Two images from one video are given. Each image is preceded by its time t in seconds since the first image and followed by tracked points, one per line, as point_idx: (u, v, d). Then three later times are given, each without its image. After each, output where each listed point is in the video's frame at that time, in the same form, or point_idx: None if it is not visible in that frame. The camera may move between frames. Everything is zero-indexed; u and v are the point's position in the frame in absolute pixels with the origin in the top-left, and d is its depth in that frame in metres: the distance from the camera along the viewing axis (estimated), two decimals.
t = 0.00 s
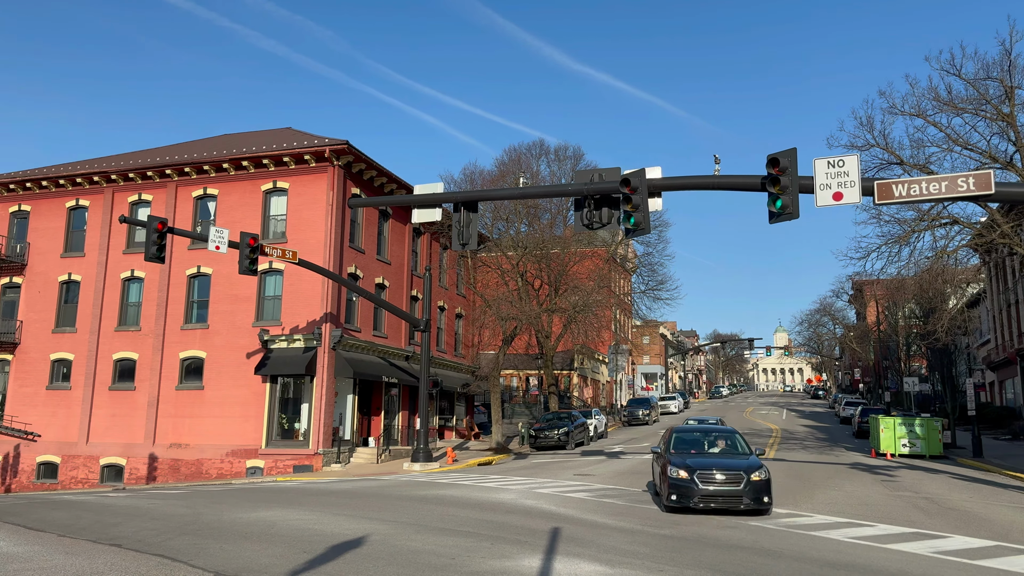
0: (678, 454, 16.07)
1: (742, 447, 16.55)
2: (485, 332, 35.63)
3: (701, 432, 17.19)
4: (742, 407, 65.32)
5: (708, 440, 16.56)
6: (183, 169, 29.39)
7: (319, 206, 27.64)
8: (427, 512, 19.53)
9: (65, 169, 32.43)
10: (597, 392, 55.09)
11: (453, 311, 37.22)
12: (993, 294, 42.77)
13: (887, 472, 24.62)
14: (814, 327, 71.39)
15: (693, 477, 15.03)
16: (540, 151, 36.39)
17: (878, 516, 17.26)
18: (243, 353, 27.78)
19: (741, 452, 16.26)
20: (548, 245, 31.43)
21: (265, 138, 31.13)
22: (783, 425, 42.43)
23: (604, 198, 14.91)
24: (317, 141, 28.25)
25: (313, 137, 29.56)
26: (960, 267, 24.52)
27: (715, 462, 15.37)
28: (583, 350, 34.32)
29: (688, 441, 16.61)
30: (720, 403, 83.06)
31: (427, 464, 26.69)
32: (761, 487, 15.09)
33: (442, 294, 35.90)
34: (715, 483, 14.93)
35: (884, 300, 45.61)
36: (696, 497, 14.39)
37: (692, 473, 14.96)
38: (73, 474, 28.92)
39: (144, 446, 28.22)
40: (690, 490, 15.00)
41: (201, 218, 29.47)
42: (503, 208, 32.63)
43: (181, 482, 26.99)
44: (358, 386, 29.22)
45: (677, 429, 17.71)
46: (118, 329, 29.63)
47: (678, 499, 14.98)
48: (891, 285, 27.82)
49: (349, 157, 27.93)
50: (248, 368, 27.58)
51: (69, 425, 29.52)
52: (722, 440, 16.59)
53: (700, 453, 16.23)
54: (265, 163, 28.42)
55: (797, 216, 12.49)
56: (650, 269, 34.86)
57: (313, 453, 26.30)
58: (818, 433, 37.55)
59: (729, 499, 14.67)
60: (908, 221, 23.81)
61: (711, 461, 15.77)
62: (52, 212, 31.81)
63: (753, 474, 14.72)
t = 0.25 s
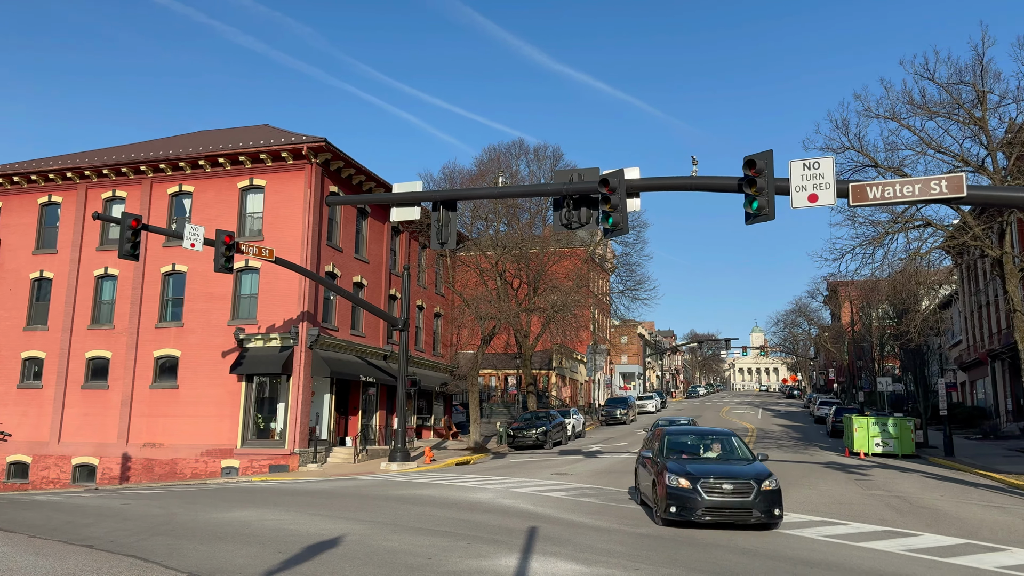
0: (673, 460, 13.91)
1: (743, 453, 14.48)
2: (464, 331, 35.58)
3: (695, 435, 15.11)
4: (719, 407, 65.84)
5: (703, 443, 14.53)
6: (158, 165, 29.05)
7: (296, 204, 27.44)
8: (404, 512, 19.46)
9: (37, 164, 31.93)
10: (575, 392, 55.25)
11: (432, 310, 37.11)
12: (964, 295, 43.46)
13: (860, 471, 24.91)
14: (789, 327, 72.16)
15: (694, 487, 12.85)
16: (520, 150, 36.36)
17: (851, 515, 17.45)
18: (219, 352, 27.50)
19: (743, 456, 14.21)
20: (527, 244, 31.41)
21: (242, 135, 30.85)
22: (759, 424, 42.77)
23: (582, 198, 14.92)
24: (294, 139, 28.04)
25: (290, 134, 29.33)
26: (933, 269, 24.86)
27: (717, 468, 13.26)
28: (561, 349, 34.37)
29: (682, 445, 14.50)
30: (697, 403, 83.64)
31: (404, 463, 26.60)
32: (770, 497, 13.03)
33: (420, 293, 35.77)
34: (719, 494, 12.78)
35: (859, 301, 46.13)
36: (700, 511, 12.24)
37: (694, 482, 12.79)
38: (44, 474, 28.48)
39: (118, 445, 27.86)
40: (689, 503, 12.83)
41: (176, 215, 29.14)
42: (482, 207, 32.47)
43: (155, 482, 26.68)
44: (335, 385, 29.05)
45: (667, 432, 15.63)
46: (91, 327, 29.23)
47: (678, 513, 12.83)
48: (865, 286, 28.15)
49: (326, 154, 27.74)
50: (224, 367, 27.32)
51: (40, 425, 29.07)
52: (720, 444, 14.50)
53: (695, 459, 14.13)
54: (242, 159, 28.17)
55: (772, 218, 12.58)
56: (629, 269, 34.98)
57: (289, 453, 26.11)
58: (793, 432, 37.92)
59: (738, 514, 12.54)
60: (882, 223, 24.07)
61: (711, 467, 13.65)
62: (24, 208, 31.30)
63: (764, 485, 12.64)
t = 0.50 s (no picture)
0: (679, 465, 11.83)
1: (757, 457, 12.50)
2: (442, 331, 35.51)
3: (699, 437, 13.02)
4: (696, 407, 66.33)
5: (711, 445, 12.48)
6: (131, 162, 28.69)
7: (273, 201, 27.22)
8: (380, 511, 19.39)
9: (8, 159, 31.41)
10: (553, 392, 55.40)
11: (410, 309, 37.00)
12: (936, 297, 44.10)
13: (834, 470, 25.15)
14: (765, 328, 72.93)
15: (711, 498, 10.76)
16: (499, 150, 36.36)
17: (825, 513, 17.64)
18: (193, 351, 27.21)
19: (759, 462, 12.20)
20: (506, 244, 31.40)
21: (218, 132, 30.55)
22: (735, 424, 43.11)
23: (561, 198, 14.94)
24: (271, 136, 27.82)
25: (267, 131, 29.09)
26: (906, 271, 25.17)
27: (732, 475, 11.23)
28: (539, 349, 34.41)
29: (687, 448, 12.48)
30: (674, 403, 84.18)
31: (381, 463, 26.48)
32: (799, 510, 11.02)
33: (398, 293, 35.65)
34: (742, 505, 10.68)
35: (834, 302, 46.73)
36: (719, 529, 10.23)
37: (710, 494, 10.75)
38: (13, 474, 28.02)
39: (89, 445, 27.48)
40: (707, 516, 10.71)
41: (150, 212, 28.80)
42: (461, 207, 32.46)
43: (127, 482, 26.35)
44: (311, 384, 28.85)
45: (667, 432, 13.63)
46: (62, 326, 28.82)
47: (692, 530, 10.77)
48: (839, 287, 28.45)
49: (304, 152, 27.54)
50: (198, 366, 27.04)
51: (10, 424, 28.62)
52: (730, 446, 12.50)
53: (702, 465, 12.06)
54: (217, 156, 27.90)
55: (749, 220, 12.67)
56: (607, 269, 35.09)
57: (264, 453, 25.88)
58: (768, 432, 38.26)
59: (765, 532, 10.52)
60: (856, 224, 24.34)
61: (724, 474, 11.59)
62: None
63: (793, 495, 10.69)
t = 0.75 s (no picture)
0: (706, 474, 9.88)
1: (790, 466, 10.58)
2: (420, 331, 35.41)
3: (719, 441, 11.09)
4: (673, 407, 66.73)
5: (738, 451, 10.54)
6: (105, 158, 28.32)
7: (249, 199, 26.99)
8: (355, 512, 19.29)
9: None
10: (531, 391, 55.47)
11: (388, 309, 36.85)
12: (908, 299, 44.73)
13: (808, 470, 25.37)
14: (741, 328, 73.62)
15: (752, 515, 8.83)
16: (478, 149, 36.33)
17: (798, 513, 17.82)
18: (167, 350, 26.91)
19: (794, 471, 10.41)
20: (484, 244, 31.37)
21: (194, 129, 30.23)
22: (711, 424, 43.38)
23: (539, 198, 14.94)
24: (248, 133, 27.58)
25: (244, 128, 28.84)
26: (879, 273, 25.46)
27: (772, 485, 9.44)
28: (518, 349, 34.41)
29: (710, 453, 10.64)
30: (651, 403, 84.61)
31: (357, 464, 26.34)
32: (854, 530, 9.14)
33: (376, 292, 35.49)
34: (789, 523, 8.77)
35: (809, 304, 47.26)
36: (769, 550, 8.42)
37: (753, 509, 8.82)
38: None
39: (61, 445, 27.09)
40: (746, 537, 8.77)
41: (124, 209, 28.44)
42: (440, 206, 32.39)
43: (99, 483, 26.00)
44: (287, 384, 28.64)
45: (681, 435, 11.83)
46: (34, 324, 28.38)
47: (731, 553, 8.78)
48: (814, 289, 28.74)
49: (281, 150, 27.33)
50: (172, 365, 26.74)
51: None
52: (758, 453, 10.68)
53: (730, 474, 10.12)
54: (193, 153, 27.61)
55: (725, 221, 12.76)
56: (585, 270, 35.18)
57: (239, 453, 25.64)
58: (743, 432, 38.60)
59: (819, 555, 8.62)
60: (831, 227, 24.58)
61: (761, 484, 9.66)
62: None
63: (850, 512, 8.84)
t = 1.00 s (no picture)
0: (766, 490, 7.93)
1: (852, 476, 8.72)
2: (397, 330, 35.28)
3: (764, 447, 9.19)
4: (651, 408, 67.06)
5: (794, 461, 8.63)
6: (78, 154, 27.93)
7: (225, 197, 26.73)
8: (331, 513, 19.16)
9: None
10: (509, 391, 55.50)
11: (366, 308, 36.69)
12: (882, 301, 45.31)
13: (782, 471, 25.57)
14: (718, 329, 74.23)
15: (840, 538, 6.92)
16: (457, 149, 36.26)
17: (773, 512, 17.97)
18: (141, 349, 26.59)
19: (858, 482, 8.57)
20: (463, 244, 31.32)
21: (169, 125, 29.89)
22: (688, 424, 43.62)
23: (518, 199, 14.94)
24: (225, 130, 27.33)
25: (220, 125, 28.57)
26: (853, 275, 25.75)
27: (854, 504, 7.52)
28: (496, 349, 34.38)
29: (758, 459, 8.71)
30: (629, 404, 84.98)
31: (333, 464, 26.16)
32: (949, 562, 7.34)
33: (353, 291, 35.32)
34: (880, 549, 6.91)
35: (785, 305, 47.73)
36: None
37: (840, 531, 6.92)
38: None
39: (31, 445, 26.67)
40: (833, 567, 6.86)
41: (97, 206, 28.07)
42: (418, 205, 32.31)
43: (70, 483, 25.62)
44: (262, 384, 28.41)
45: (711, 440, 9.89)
46: (4, 322, 27.92)
47: None
48: (790, 290, 28.99)
49: (258, 147, 27.10)
50: (146, 364, 26.42)
51: None
52: (814, 461, 8.81)
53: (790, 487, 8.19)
54: (168, 150, 27.30)
55: (702, 223, 12.83)
56: (564, 270, 35.24)
57: (213, 453, 25.38)
58: (718, 432, 38.93)
59: None
60: (806, 229, 24.81)
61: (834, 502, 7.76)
62: None
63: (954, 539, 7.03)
